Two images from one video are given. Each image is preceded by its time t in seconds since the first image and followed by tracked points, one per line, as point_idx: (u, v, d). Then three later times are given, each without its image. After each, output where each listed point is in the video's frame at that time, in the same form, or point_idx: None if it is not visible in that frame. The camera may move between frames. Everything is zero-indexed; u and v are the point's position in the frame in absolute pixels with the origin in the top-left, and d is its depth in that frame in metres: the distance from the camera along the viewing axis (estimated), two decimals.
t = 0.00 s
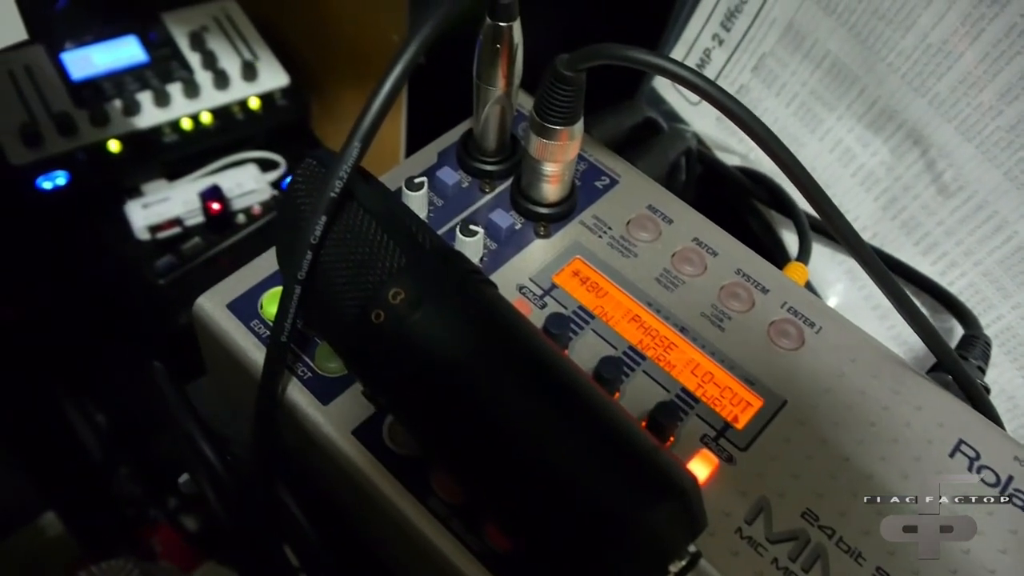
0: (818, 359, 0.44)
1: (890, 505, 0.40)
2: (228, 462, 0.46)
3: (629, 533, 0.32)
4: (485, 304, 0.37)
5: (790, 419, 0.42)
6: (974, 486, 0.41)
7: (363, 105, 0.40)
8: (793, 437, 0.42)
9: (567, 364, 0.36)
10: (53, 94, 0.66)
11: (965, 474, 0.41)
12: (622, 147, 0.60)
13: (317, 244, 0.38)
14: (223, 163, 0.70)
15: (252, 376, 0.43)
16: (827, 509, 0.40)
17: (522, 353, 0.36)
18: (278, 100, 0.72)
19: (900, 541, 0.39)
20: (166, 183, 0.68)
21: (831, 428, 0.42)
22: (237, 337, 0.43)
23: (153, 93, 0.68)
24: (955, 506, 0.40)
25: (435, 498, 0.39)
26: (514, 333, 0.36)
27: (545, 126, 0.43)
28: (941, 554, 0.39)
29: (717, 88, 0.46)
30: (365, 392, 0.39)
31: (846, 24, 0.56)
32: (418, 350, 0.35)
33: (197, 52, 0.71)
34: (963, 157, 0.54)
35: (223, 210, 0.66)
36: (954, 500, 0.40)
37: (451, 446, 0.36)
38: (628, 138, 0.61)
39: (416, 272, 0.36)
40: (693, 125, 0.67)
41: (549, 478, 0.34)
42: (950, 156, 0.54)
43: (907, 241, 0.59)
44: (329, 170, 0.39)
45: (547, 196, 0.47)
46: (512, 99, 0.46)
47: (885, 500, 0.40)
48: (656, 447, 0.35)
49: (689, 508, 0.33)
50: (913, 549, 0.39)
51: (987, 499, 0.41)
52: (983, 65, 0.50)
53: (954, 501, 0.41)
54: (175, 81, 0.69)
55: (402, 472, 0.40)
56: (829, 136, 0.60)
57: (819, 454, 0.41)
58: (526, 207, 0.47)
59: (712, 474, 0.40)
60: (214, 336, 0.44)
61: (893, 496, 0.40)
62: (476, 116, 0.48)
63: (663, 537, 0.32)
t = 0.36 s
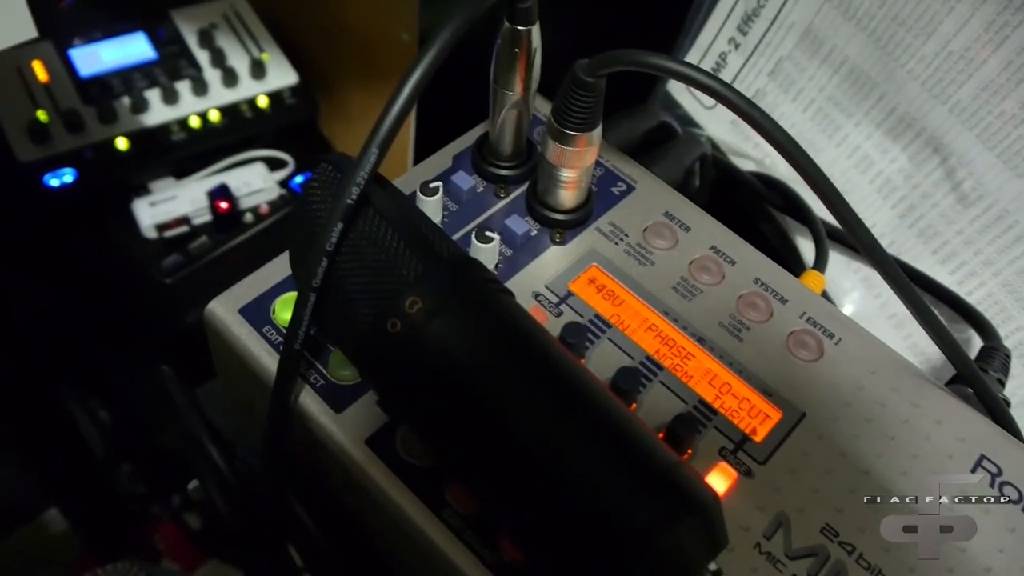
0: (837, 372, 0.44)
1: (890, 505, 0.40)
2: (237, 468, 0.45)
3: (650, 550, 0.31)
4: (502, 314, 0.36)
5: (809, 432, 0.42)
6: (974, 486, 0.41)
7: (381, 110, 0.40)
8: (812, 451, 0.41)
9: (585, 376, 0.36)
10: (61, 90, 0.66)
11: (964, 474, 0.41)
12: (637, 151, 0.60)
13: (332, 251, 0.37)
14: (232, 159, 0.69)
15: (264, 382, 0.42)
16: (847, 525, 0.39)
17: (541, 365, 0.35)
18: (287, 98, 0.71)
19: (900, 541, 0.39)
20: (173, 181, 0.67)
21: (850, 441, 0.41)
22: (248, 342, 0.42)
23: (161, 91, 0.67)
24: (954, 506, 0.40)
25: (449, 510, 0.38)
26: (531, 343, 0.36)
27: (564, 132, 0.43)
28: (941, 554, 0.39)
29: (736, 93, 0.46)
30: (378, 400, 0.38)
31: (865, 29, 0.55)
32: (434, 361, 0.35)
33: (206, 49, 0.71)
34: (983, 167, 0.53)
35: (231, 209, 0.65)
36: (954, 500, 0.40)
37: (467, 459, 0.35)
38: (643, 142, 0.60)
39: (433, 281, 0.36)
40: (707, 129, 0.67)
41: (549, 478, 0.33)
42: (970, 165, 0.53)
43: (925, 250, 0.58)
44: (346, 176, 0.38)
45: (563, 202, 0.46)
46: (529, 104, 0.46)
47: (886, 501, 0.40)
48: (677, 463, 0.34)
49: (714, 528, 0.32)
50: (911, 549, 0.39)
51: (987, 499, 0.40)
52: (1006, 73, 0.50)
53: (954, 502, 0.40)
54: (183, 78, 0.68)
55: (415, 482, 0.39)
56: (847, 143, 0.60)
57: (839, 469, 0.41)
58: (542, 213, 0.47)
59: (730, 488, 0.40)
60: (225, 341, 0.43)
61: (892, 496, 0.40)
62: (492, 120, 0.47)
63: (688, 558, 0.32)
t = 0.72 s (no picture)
0: (858, 381, 0.43)
1: (889, 505, 0.39)
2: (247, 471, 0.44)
3: (672, 563, 0.31)
4: (521, 319, 0.35)
5: (830, 442, 0.41)
6: (975, 486, 0.40)
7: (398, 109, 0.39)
8: (833, 461, 0.40)
9: (604, 384, 0.35)
10: (69, 84, 0.65)
11: (964, 474, 0.40)
12: (652, 152, 0.59)
13: (347, 253, 0.37)
14: (241, 154, 0.68)
15: (275, 385, 0.41)
16: (868, 538, 0.38)
17: (560, 372, 0.34)
18: (296, 94, 0.70)
19: (900, 540, 0.38)
20: (181, 176, 0.66)
21: (872, 452, 0.41)
22: (259, 344, 0.42)
23: (169, 85, 0.67)
24: (955, 506, 0.39)
25: (464, 518, 0.38)
26: (550, 350, 0.35)
27: (582, 133, 0.42)
28: (942, 554, 0.38)
29: (757, 93, 0.45)
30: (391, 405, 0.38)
31: (887, 30, 0.54)
32: (451, 367, 0.34)
33: (215, 44, 0.70)
34: (1006, 171, 0.52)
35: (238, 205, 0.65)
36: (954, 500, 0.40)
37: (483, 467, 0.34)
38: (658, 143, 0.59)
39: (449, 285, 0.35)
40: (722, 130, 0.66)
41: (555, 481, 0.33)
42: (993, 170, 0.53)
43: (945, 255, 0.58)
44: (362, 176, 0.37)
45: (580, 204, 0.45)
46: (546, 104, 0.45)
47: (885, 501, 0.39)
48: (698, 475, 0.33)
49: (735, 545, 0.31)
50: (912, 549, 0.38)
51: (987, 499, 0.40)
52: None
53: (954, 502, 0.40)
54: (192, 73, 0.68)
55: (429, 490, 0.38)
56: (866, 146, 0.59)
57: (860, 480, 0.40)
58: (558, 215, 0.46)
59: (749, 498, 0.39)
60: (235, 342, 0.43)
61: (891, 496, 0.39)
62: (508, 120, 0.46)
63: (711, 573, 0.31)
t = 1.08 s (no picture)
0: (878, 388, 0.42)
1: (888, 505, 0.39)
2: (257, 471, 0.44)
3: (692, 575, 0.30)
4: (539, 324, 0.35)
5: (850, 450, 0.40)
6: (975, 486, 0.40)
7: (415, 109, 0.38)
8: (853, 470, 0.40)
9: (624, 392, 0.34)
10: (78, 77, 0.64)
11: (966, 475, 0.40)
12: (667, 151, 0.58)
13: (362, 255, 0.36)
14: (250, 148, 0.67)
15: (287, 387, 0.41)
16: (888, 548, 0.38)
17: (579, 379, 0.34)
18: (305, 88, 0.70)
19: (901, 541, 0.38)
20: (190, 168, 0.66)
21: (892, 461, 0.40)
22: (272, 344, 0.41)
23: (179, 78, 0.66)
24: (955, 506, 0.39)
25: (478, 525, 0.37)
26: (568, 355, 0.34)
27: (600, 133, 0.41)
28: (942, 554, 0.38)
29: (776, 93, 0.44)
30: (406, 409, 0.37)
31: (908, 30, 0.53)
32: (468, 373, 0.34)
33: (224, 37, 0.69)
34: None
35: (247, 199, 0.64)
36: (954, 501, 0.39)
37: (500, 474, 0.34)
38: (673, 142, 0.58)
39: (467, 289, 0.35)
40: (738, 130, 0.65)
41: (572, 489, 0.32)
42: (1014, 173, 0.52)
43: (963, 259, 0.57)
44: (378, 177, 0.37)
45: (596, 205, 0.45)
46: (563, 103, 0.44)
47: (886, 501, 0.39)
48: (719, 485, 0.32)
49: (757, 560, 0.30)
50: (913, 549, 0.38)
51: (987, 499, 0.39)
52: None
53: (954, 502, 0.39)
54: (202, 66, 0.67)
55: (444, 495, 0.38)
56: (884, 147, 0.58)
57: (880, 489, 0.39)
58: (574, 216, 0.45)
59: (768, 506, 0.38)
60: (246, 342, 0.42)
61: (892, 496, 0.39)
62: (523, 119, 0.45)
63: None
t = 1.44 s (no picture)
0: (898, 395, 0.41)
1: (889, 505, 0.38)
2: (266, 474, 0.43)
3: None
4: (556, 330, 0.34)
5: (869, 459, 0.40)
6: (974, 486, 0.39)
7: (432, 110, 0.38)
8: (873, 480, 0.39)
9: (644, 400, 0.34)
10: (86, 71, 0.64)
11: (967, 474, 0.39)
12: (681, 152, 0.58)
13: (377, 258, 0.35)
14: (257, 143, 0.67)
15: (298, 389, 0.40)
16: (908, 560, 0.37)
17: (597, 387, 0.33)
18: (315, 84, 0.69)
19: (901, 541, 0.37)
20: (197, 164, 0.66)
21: (913, 470, 0.39)
22: (283, 347, 0.41)
23: (188, 73, 0.65)
24: (954, 506, 0.39)
25: (493, 533, 0.37)
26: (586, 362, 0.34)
27: (618, 134, 0.40)
28: (942, 554, 0.37)
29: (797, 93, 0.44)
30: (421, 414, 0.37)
31: (928, 31, 0.52)
32: (485, 379, 0.33)
33: (233, 32, 0.69)
34: None
35: (255, 196, 0.63)
36: (954, 500, 0.39)
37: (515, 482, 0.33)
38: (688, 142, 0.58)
39: (483, 294, 0.34)
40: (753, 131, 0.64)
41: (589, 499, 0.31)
42: None
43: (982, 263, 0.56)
44: (394, 179, 0.36)
45: (613, 207, 0.44)
46: (579, 103, 0.44)
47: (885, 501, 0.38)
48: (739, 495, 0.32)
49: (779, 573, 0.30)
50: (913, 550, 0.37)
51: (987, 499, 0.39)
52: None
53: (954, 502, 0.39)
54: (211, 61, 0.67)
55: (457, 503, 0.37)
56: (903, 149, 0.57)
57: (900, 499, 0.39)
58: (590, 218, 0.45)
59: (786, 515, 0.38)
60: (257, 344, 0.42)
61: (891, 497, 0.38)
62: (539, 119, 0.45)
63: None
